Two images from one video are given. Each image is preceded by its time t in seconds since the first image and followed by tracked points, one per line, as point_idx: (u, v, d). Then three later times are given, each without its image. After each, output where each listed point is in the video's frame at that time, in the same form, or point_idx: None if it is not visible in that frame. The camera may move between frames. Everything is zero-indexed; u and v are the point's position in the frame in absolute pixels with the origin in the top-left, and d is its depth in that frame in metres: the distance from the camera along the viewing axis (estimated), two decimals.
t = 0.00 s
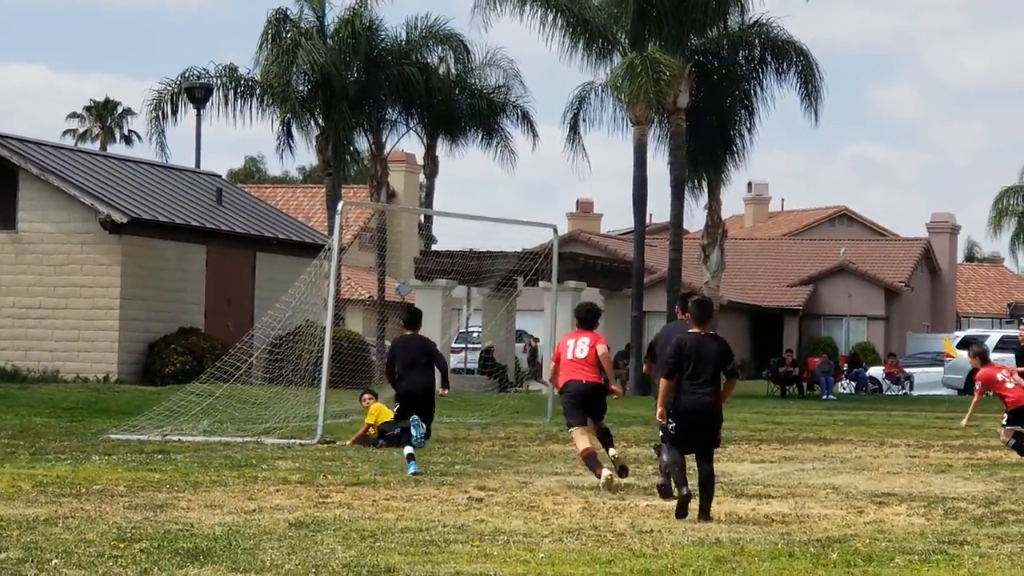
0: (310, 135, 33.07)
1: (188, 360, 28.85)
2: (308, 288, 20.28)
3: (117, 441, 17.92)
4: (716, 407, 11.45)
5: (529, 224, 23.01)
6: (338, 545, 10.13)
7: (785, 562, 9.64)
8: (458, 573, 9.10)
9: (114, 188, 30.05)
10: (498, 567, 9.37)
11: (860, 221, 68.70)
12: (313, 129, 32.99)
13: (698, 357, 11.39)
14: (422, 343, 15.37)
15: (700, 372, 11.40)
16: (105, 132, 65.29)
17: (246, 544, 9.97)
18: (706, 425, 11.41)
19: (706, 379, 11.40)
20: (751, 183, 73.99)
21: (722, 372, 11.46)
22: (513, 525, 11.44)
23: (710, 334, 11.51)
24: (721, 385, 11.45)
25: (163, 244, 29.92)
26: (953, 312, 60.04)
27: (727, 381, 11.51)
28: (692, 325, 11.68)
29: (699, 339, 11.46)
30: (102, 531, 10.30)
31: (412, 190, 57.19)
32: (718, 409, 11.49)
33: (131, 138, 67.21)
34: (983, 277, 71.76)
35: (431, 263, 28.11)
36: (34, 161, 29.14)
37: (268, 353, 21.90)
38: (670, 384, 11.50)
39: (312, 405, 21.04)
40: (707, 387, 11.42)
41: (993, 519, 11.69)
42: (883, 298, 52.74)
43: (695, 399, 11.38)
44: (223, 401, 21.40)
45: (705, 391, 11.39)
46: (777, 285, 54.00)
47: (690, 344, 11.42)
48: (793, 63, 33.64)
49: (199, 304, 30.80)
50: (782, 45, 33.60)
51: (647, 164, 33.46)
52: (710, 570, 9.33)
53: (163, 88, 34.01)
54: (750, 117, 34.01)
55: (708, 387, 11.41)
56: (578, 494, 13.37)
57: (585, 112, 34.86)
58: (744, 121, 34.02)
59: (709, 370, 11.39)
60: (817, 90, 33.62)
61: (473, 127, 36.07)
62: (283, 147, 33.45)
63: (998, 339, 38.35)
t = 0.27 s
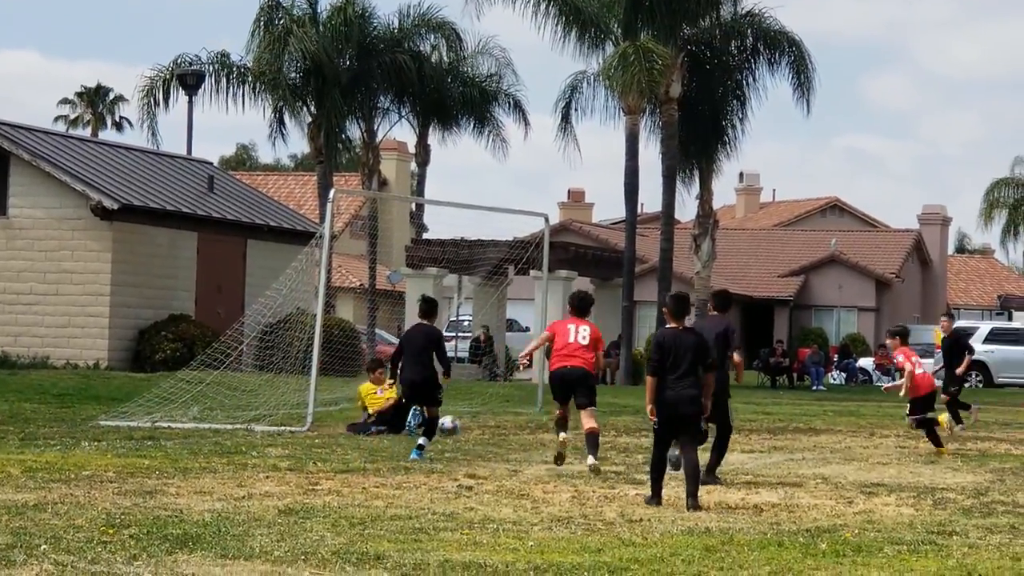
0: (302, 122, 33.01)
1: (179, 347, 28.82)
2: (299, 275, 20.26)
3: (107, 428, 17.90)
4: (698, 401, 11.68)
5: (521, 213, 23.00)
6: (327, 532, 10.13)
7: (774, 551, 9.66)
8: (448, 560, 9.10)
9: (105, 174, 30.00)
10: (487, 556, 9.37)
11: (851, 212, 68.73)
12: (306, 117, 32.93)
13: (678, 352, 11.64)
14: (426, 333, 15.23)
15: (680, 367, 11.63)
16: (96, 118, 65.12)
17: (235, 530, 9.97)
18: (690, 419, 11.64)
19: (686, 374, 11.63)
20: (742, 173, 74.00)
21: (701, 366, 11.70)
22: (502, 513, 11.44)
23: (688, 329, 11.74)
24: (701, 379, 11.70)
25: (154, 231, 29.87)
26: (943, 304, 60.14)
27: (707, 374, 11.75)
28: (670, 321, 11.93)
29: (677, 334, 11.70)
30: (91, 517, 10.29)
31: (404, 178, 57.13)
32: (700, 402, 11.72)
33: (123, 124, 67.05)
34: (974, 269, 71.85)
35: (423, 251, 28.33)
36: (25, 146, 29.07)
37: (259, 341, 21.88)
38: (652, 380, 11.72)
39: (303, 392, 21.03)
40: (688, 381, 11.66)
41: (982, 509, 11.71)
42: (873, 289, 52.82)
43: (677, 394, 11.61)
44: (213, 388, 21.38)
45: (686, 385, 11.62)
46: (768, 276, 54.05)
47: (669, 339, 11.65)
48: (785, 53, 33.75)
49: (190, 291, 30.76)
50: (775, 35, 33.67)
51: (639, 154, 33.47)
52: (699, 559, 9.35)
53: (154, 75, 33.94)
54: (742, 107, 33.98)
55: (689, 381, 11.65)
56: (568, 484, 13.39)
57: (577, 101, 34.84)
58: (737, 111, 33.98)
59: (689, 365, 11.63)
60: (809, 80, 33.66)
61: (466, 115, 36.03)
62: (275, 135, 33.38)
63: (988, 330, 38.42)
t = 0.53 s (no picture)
0: (289, 115, 32.93)
1: (165, 340, 28.77)
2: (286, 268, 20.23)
3: (93, 421, 17.85)
4: (664, 389, 11.82)
5: (509, 207, 22.95)
6: (314, 527, 10.11)
7: (761, 546, 9.67)
8: (434, 555, 9.08)
9: (92, 167, 29.92)
10: (474, 550, 9.35)
11: (838, 207, 68.80)
12: (293, 110, 32.86)
13: (644, 340, 11.80)
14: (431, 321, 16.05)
15: (646, 354, 11.80)
16: (83, 110, 64.96)
17: (221, 525, 9.94)
18: (655, 406, 11.76)
19: (651, 361, 11.79)
20: (730, 167, 74.04)
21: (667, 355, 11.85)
22: (489, 507, 11.44)
23: (654, 319, 11.95)
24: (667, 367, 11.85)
25: (140, 223, 29.80)
26: (929, 298, 60.29)
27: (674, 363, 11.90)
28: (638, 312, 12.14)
29: (645, 322, 11.91)
30: (77, 511, 10.26)
31: (391, 171, 57.09)
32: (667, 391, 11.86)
33: (110, 117, 66.91)
34: (960, 264, 71.99)
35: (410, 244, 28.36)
36: (12, 138, 28.98)
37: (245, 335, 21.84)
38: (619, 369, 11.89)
39: (289, 386, 21.00)
40: (655, 369, 11.81)
41: (968, 505, 11.74)
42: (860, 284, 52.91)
43: (643, 381, 11.75)
44: (200, 381, 21.34)
45: (652, 373, 11.77)
46: (755, 271, 54.12)
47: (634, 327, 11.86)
48: (773, 47, 33.75)
49: (177, 284, 30.70)
50: (763, 31, 33.66)
51: (626, 147, 33.47)
52: (686, 554, 9.34)
53: (142, 67, 33.85)
54: (730, 101, 33.99)
55: (655, 370, 11.80)
56: (555, 478, 13.38)
57: (564, 94, 34.82)
58: (724, 105, 33.99)
59: (654, 352, 11.79)
60: (796, 75, 33.66)
61: (453, 109, 35.99)
62: (262, 128, 33.32)
63: (975, 325, 38.49)
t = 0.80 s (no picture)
0: (275, 109, 32.87)
1: (150, 334, 28.71)
2: (271, 263, 20.18)
3: (78, 415, 17.81)
4: (638, 384, 11.99)
5: (495, 202, 22.93)
6: (299, 521, 10.09)
7: (747, 542, 9.67)
8: (420, 550, 9.07)
9: (78, 161, 29.84)
10: (460, 545, 9.34)
11: (824, 203, 68.88)
12: (279, 104, 32.78)
13: (615, 338, 11.95)
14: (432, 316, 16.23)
15: (621, 351, 11.95)
16: (68, 104, 64.74)
17: (206, 519, 9.92)
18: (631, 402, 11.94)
19: (626, 358, 11.95)
20: (716, 162, 74.07)
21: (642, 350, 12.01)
22: (474, 503, 11.44)
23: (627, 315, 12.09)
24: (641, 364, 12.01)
25: (126, 218, 29.72)
26: (915, 295, 60.41)
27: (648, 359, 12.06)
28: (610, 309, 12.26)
29: (617, 321, 12.06)
30: (62, 505, 10.23)
31: (377, 166, 57.02)
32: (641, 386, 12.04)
33: (95, 111, 66.72)
34: (945, 260, 72.11)
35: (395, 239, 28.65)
36: None
37: (231, 329, 21.80)
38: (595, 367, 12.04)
39: (274, 380, 20.97)
40: (630, 364, 11.97)
41: (953, 501, 11.76)
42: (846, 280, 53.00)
43: (617, 378, 11.91)
44: (185, 375, 21.29)
45: (625, 369, 11.92)
46: (741, 266, 54.18)
47: (608, 326, 12.00)
48: (760, 43, 33.74)
49: (162, 278, 30.63)
50: (749, 26, 33.70)
51: (612, 143, 33.47)
52: (671, 549, 9.34)
53: (127, 61, 33.76)
54: (715, 96, 34.00)
55: (629, 365, 11.95)
56: (540, 473, 13.38)
57: (551, 89, 34.78)
58: (710, 101, 34.00)
59: (629, 349, 11.94)
60: (782, 71, 33.70)
61: (439, 104, 35.95)
62: (248, 122, 33.23)
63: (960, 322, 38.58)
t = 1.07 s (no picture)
0: (269, 112, 32.87)
1: (143, 337, 28.68)
2: (264, 267, 20.17)
3: (70, 418, 17.78)
4: (615, 386, 12.19)
5: (489, 207, 22.92)
6: (291, 526, 10.08)
7: (739, 548, 9.68)
8: (412, 555, 9.07)
9: (71, 164, 29.81)
10: (452, 550, 9.35)
11: (817, 209, 68.95)
12: (273, 106, 32.78)
13: (594, 340, 12.12)
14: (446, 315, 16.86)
15: (598, 354, 12.13)
16: (62, 106, 64.69)
17: (198, 523, 9.91)
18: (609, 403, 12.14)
19: (604, 360, 12.14)
20: (709, 168, 74.12)
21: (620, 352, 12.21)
22: (466, 508, 11.42)
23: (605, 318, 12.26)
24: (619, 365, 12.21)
25: (119, 221, 29.69)
26: (906, 300, 60.55)
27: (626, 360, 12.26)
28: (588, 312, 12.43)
29: (596, 323, 12.23)
30: (54, 509, 10.21)
31: (371, 169, 57.03)
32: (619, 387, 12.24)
33: (89, 113, 66.67)
34: (939, 267, 72.20)
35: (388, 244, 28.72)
36: None
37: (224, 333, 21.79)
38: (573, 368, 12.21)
39: (267, 384, 20.97)
40: (607, 366, 12.16)
41: (945, 508, 11.77)
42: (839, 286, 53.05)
43: (594, 379, 12.09)
44: (178, 378, 21.26)
45: (602, 371, 12.11)
46: (734, 272, 54.20)
47: (588, 328, 12.17)
48: (754, 49, 33.80)
49: (155, 281, 30.60)
50: (743, 31, 33.75)
51: (606, 148, 33.47)
52: (662, 556, 9.34)
53: (122, 64, 33.74)
54: (709, 102, 34.03)
55: (606, 367, 12.14)
56: (533, 478, 13.38)
57: (544, 93, 34.80)
58: (703, 106, 34.03)
59: (607, 351, 12.13)
60: (776, 76, 33.73)
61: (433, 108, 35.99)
62: (242, 125, 33.21)
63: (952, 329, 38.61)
